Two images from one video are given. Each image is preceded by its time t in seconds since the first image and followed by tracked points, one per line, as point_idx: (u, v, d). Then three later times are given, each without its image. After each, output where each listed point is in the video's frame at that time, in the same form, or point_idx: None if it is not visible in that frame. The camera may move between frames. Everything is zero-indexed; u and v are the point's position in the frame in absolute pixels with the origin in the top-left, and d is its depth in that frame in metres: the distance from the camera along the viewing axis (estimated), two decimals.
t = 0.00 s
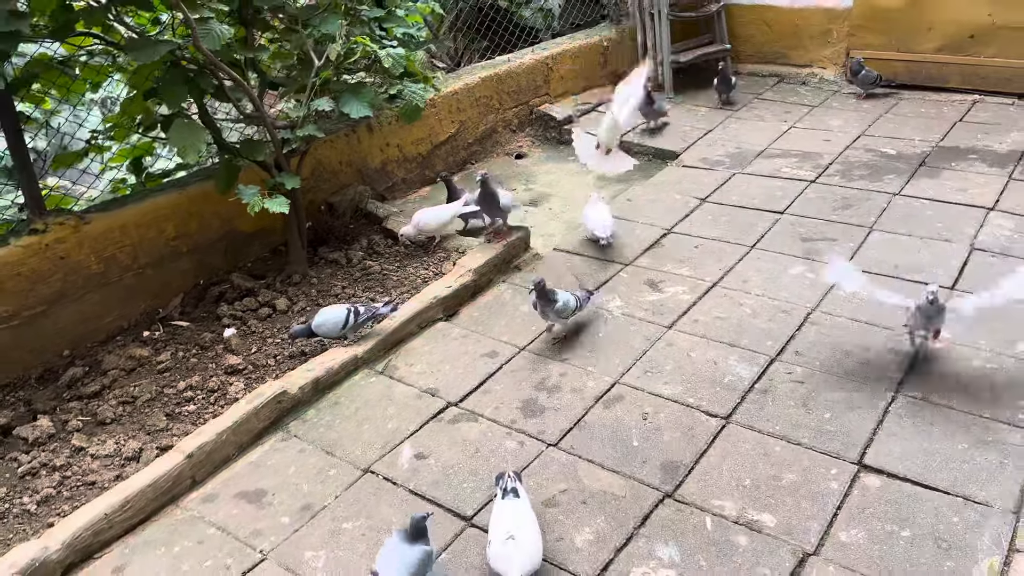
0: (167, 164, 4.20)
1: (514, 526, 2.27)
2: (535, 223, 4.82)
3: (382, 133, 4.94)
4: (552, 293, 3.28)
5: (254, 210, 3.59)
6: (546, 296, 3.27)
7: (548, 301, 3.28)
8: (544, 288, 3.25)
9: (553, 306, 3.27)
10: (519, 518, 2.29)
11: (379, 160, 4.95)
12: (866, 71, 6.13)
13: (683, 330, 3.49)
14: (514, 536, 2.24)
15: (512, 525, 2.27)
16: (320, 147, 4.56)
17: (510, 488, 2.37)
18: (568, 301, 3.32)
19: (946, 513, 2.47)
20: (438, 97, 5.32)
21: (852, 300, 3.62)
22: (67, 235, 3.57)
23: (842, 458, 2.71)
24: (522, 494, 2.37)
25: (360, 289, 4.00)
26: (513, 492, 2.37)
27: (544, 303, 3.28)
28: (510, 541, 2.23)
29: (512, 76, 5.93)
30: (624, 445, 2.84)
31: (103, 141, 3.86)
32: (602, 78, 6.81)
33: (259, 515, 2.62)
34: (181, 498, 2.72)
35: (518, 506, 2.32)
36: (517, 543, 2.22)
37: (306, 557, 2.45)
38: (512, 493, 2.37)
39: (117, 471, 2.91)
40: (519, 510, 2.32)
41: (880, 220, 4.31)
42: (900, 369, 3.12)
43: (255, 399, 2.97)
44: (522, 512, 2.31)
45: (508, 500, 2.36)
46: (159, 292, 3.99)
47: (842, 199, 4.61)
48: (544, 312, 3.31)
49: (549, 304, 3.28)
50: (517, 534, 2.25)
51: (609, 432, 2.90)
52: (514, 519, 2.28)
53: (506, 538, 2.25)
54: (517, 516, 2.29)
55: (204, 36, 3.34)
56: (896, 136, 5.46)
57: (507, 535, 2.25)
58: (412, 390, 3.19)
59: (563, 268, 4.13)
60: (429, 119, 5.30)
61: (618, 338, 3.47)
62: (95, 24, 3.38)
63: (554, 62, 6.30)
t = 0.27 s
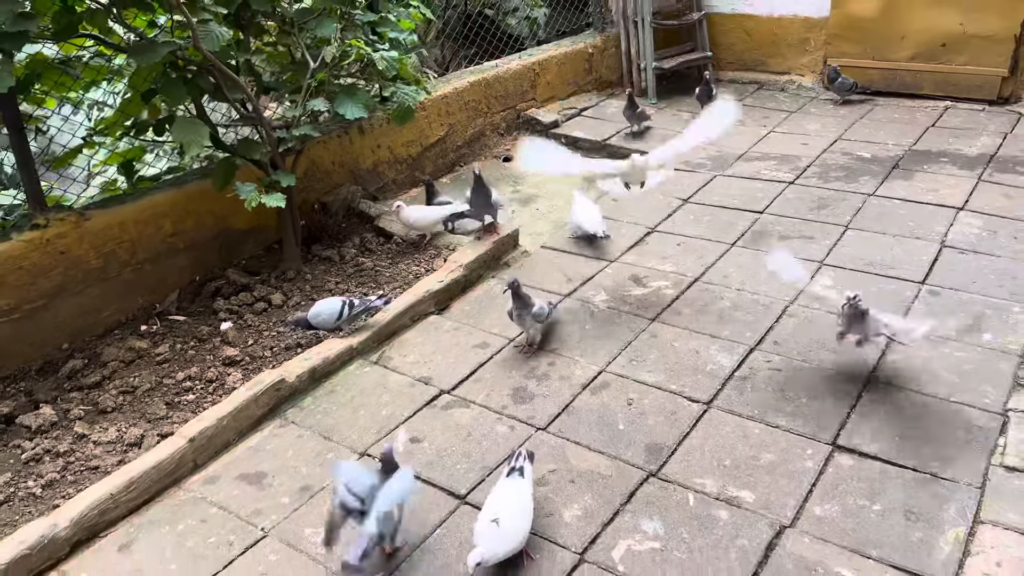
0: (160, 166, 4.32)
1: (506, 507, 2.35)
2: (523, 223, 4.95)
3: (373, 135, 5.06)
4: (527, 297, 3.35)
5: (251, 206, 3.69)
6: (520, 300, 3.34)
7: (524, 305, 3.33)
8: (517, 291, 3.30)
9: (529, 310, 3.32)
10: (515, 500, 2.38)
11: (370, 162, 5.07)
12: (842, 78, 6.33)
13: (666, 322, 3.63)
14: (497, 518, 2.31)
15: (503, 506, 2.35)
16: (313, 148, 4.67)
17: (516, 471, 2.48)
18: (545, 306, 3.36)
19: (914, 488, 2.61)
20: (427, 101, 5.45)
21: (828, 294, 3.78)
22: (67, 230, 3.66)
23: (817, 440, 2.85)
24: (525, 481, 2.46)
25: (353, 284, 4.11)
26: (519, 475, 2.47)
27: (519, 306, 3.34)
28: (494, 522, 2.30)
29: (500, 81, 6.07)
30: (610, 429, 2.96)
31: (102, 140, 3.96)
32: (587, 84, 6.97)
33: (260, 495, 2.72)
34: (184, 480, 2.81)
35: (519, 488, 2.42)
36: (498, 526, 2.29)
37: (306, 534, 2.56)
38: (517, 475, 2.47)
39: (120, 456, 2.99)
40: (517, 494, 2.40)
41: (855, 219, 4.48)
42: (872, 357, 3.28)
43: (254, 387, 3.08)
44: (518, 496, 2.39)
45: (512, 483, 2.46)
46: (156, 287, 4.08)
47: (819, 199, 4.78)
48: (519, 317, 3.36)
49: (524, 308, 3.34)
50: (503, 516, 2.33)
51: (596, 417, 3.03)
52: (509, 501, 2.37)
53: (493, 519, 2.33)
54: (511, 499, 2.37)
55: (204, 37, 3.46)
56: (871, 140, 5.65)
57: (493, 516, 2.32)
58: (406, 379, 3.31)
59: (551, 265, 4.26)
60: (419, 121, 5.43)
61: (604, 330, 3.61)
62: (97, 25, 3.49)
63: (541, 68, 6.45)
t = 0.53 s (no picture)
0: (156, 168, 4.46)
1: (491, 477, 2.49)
2: (511, 221, 5.11)
3: (366, 136, 5.22)
4: (504, 289, 3.52)
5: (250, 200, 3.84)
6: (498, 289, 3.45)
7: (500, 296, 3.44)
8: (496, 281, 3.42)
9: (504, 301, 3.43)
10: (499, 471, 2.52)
11: (363, 162, 5.23)
12: (821, 84, 6.54)
13: (648, 312, 3.80)
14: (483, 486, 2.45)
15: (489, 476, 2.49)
16: (308, 147, 4.83)
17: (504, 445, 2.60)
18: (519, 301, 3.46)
19: (877, 460, 2.78)
20: (419, 104, 5.62)
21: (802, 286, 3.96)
22: (72, 223, 3.79)
23: (787, 418, 3.02)
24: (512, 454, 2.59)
25: (347, 277, 4.26)
26: (506, 448, 2.59)
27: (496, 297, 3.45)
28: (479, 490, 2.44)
29: (490, 85, 6.25)
30: (593, 409, 3.12)
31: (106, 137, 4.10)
32: (575, 89, 7.17)
33: (259, 469, 2.86)
34: (187, 456, 2.95)
35: (505, 463, 2.55)
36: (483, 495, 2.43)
37: (303, 504, 2.70)
38: (505, 448, 2.59)
39: (125, 436, 3.13)
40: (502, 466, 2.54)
41: (830, 217, 4.67)
42: (842, 343, 3.45)
43: (253, 370, 3.22)
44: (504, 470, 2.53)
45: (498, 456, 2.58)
46: (156, 280, 4.22)
47: (796, 199, 4.97)
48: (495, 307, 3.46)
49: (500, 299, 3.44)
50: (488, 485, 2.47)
51: (579, 398, 3.19)
52: (494, 472, 2.51)
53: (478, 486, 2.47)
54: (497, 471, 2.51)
55: (206, 38, 3.62)
56: (848, 143, 5.86)
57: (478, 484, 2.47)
58: (398, 364, 3.46)
59: (538, 259, 4.43)
60: (411, 123, 5.60)
61: (588, 319, 3.77)
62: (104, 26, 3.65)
63: (530, 73, 6.64)
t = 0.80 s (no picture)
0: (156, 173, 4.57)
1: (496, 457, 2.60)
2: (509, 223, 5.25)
3: (368, 139, 5.36)
4: (486, 283, 3.58)
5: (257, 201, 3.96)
6: (479, 285, 3.58)
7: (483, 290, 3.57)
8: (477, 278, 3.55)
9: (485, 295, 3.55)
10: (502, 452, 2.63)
11: (365, 165, 5.37)
12: (811, 90, 6.71)
13: (642, 308, 3.93)
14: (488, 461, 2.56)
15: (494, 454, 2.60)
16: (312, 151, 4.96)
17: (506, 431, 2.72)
18: (502, 293, 3.56)
19: (861, 445, 2.91)
20: (419, 108, 5.77)
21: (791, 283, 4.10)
22: (85, 223, 3.91)
23: (776, 406, 3.16)
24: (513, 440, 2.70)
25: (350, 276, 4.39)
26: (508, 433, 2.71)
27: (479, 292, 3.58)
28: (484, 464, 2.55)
29: (488, 91, 6.40)
30: (589, 398, 3.25)
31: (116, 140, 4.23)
32: (571, 96, 7.32)
33: (270, 456, 2.98)
34: (200, 444, 3.07)
35: (506, 445, 2.66)
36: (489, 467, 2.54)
37: (313, 487, 2.82)
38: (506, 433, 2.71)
39: (138, 426, 3.25)
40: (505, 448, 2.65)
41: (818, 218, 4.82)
42: (829, 337, 3.59)
43: (263, 362, 3.34)
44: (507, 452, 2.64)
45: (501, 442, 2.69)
46: (165, 279, 4.34)
47: (786, 200, 5.12)
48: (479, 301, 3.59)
49: (482, 294, 3.57)
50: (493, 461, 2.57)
51: (576, 389, 3.31)
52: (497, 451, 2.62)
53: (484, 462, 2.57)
54: (500, 450, 2.62)
55: (216, 43, 3.75)
56: (837, 147, 6.01)
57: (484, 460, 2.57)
58: (401, 357, 3.58)
59: (536, 258, 4.56)
60: (411, 128, 5.74)
61: (585, 315, 3.90)
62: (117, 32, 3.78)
63: (527, 79, 6.79)
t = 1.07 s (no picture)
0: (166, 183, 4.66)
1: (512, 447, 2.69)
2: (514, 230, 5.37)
3: (376, 149, 5.48)
4: (487, 300, 3.61)
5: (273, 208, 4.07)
6: (479, 303, 3.60)
7: (483, 307, 3.60)
8: (477, 295, 3.57)
9: (485, 312, 3.59)
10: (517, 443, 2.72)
11: (374, 174, 5.49)
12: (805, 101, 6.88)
13: (648, 310, 4.05)
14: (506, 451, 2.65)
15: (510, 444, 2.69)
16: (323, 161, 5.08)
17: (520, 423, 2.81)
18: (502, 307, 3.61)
19: (863, 438, 3.03)
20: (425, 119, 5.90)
21: (791, 286, 4.23)
22: (105, 231, 4.01)
23: (779, 403, 3.28)
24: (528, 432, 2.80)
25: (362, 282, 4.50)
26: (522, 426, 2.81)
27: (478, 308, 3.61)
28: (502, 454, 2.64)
29: (491, 102, 6.54)
30: (600, 396, 3.36)
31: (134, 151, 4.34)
32: (571, 107, 7.48)
33: (293, 453, 3.08)
34: (224, 442, 3.17)
35: (523, 437, 2.75)
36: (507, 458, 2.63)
37: (336, 482, 2.92)
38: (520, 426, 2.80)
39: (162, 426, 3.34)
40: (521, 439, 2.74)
41: (815, 224, 4.96)
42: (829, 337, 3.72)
43: (283, 364, 3.45)
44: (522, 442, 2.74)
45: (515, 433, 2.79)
46: (181, 285, 4.44)
47: (784, 207, 5.26)
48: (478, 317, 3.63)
49: (482, 310, 3.60)
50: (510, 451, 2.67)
51: (587, 388, 3.43)
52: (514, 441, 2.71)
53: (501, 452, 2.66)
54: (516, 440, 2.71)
55: (235, 57, 3.88)
56: (832, 156, 6.17)
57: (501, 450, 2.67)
58: (416, 359, 3.69)
59: (542, 264, 4.68)
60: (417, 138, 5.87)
61: (592, 317, 4.02)
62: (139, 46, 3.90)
63: (528, 91, 6.94)
